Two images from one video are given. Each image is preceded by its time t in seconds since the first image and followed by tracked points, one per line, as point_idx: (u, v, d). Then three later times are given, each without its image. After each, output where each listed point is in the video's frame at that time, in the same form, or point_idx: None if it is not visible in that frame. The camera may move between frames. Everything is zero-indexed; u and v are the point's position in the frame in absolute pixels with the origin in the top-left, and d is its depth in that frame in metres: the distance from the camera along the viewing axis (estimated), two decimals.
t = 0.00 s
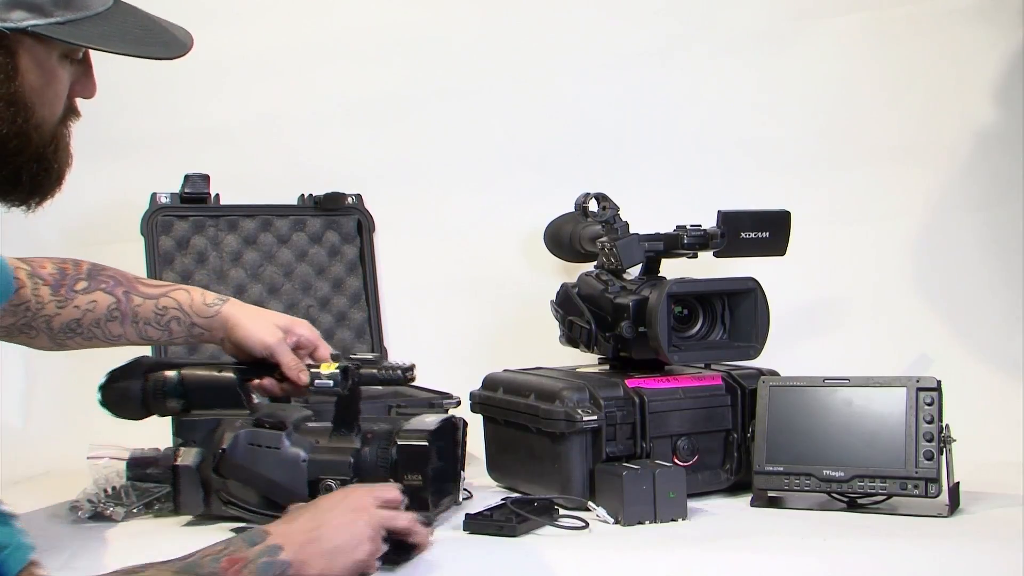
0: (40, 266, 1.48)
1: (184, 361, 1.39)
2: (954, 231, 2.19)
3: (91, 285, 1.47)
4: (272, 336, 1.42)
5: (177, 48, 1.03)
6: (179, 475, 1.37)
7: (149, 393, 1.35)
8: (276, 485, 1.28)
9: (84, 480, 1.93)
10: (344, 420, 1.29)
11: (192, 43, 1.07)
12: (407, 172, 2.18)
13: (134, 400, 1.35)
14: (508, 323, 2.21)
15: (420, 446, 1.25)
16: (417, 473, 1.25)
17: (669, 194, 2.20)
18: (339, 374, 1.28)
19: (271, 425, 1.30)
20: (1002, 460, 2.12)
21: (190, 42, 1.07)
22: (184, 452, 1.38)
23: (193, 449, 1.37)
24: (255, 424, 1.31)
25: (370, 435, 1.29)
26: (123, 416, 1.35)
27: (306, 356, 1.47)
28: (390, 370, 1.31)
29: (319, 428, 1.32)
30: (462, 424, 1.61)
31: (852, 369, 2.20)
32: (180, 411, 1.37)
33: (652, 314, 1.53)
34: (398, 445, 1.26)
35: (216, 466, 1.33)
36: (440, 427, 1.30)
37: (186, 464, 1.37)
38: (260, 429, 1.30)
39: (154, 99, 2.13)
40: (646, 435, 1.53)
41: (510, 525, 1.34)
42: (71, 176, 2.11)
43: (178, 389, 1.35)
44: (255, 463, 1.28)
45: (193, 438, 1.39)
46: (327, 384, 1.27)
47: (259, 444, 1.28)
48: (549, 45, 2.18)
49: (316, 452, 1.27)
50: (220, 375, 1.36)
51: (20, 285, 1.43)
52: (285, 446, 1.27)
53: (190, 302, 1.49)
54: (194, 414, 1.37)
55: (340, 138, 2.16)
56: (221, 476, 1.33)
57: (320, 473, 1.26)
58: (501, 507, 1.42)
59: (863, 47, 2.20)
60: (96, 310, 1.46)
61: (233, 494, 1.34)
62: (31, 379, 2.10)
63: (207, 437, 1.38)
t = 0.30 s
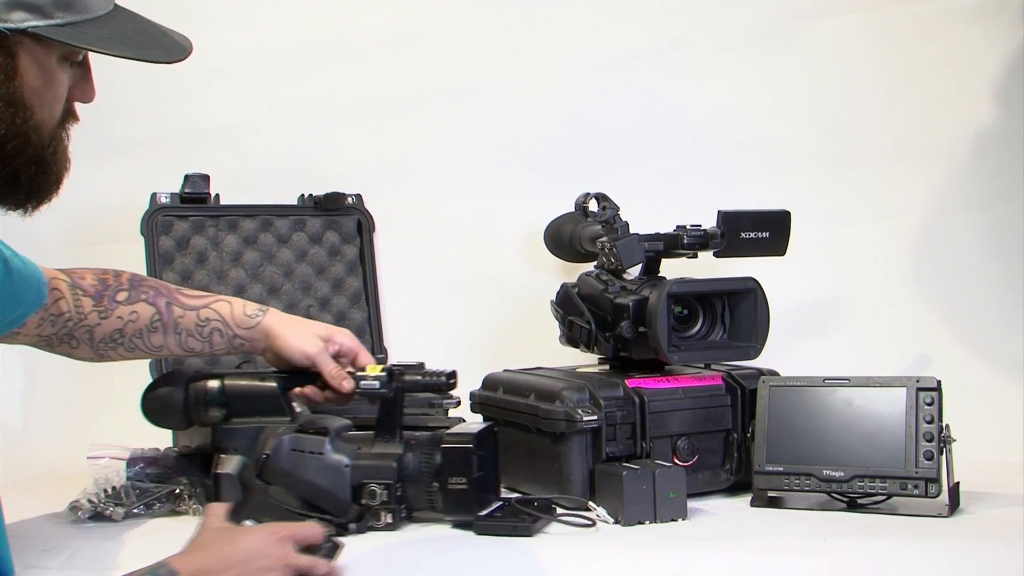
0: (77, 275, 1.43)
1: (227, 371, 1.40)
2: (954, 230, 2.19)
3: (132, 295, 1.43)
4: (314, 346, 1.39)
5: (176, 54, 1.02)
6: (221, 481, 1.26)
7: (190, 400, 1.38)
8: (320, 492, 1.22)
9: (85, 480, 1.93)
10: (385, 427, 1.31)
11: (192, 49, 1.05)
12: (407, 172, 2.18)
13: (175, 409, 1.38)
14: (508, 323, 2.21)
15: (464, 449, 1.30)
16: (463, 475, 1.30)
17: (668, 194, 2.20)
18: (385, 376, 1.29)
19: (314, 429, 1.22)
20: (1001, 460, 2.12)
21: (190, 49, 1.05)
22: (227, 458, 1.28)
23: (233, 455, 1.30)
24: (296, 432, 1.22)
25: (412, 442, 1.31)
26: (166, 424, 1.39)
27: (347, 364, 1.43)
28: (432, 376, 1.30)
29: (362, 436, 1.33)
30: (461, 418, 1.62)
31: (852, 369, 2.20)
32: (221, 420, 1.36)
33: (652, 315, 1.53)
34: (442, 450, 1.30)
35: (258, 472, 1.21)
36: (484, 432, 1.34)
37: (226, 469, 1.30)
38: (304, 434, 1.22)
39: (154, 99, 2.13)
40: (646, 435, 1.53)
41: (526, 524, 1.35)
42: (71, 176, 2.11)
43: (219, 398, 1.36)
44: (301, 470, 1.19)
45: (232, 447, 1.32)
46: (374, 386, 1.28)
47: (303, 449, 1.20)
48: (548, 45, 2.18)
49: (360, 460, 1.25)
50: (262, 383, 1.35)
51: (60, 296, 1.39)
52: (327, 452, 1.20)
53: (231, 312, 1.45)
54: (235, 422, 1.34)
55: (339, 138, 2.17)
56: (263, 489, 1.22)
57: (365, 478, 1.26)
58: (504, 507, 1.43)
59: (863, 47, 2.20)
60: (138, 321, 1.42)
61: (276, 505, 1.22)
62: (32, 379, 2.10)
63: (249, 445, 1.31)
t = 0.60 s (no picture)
0: (80, 282, 1.37)
1: (232, 371, 1.42)
2: (954, 230, 2.19)
3: (139, 300, 1.39)
4: (324, 348, 1.38)
5: (164, 58, 1.03)
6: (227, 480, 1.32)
7: (198, 402, 1.40)
8: (326, 491, 1.34)
9: (85, 479, 1.93)
10: (392, 428, 1.38)
11: (180, 54, 1.05)
12: (407, 173, 2.18)
13: (183, 410, 1.41)
14: (508, 323, 2.21)
15: (467, 450, 1.34)
16: (468, 474, 1.34)
17: (668, 194, 2.20)
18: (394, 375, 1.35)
19: (318, 429, 1.34)
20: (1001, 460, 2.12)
21: (178, 53, 1.05)
22: (233, 458, 1.34)
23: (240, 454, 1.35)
24: (303, 429, 1.34)
25: (419, 443, 1.39)
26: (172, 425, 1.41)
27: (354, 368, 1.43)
28: (438, 376, 1.37)
29: (368, 436, 1.41)
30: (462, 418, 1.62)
31: (851, 369, 2.20)
32: (228, 420, 1.39)
33: (652, 315, 1.53)
34: (445, 452, 1.36)
35: (266, 470, 1.33)
36: (488, 433, 1.38)
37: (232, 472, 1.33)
38: (311, 434, 1.34)
39: (154, 99, 2.13)
40: (646, 435, 1.53)
41: (533, 525, 1.34)
42: (71, 176, 2.11)
43: (227, 398, 1.38)
44: (307, 468, 1.32)
45: (240, 446, 1.37)
46: (382, 383, 1.34)
47: (310, 449, 1.33)
48: (548, 45, 2.18)
49: (364, 458, 1.35)
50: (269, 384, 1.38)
51: (63, 302, 1.34)
52: (334, 451, 1.33)
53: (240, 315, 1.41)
54: (242, 422, 1.38)
55: (339, 138, 2.17)
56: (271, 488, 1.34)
57: (371, 477, 1.35)
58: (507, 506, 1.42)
59: (863, 47, 2.20)
60: (145, 326, 1.37)
61: (280, 498, 1.35)
62: (32, 380, 2.10)
63: (255, 445, 1.36)
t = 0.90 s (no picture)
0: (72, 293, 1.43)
1: (232, 372, 1.43)
2: (955, 230, 2.19)
3: (132, 312, 1.44)
4: (323, 357, 1.41)
5: (136, 66, 1.07)
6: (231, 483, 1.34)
7: (197, 403, 1.39)
8: (335, 491, 1.32)
9: (85, 480, 1.93)
10: (401, 427, 1.39)
11: (150, 64, 1.10)
12: (406, 173, 2.18)
13: (181, 412, 1.40)
14: (508, 323, 2.21)
15: (478, 449, 1.35)
16: (479, 472, 1.35)
17: (668, 194, 2.20)
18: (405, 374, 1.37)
19: (324, 429, 1.34)
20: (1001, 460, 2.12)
21: (149, 63, 1.09)
22: (237, 459, 1.35)
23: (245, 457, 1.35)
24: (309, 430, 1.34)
25: (427, 442, 1.39)
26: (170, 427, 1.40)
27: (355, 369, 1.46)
28: (446, 376, 1.40)
29: (374, 436, 1.41)
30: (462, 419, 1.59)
31: (852, 368, 2.20)
32: (228, 422, 1.40)
33: (652, 315, 1.54)
34: (456, 450, 1.36)
35: (274, 472, 1.33)
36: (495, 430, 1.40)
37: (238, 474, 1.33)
38: (318, 434, 1.33)
39: (154, 99, 2.13)
40: (646, 435, 1.53)
41: (542, 524, 1.34)
42: (71, 175, 2.11)
43: (227, 399, 1.40)
44: (315, 467, 1.31)
45: (243, 447, 1.38)
46: (394, 383, 1.36)
47: (317, 449, 1.31)
48: (547, 45, 2.18)
49: (372, 458, 1.35)
50: (272, 386, 1.40)
51: (53, 314, 1.39)
52: (342, 452, 1.32)
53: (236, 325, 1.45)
54: (244, 424, 1.39)
55: (339, 139, 2.17)
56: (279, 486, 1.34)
57: (381, 477, 1.34)
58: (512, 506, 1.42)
59: (863, 47, 2.20)
60: (138, 337, 1.42)
61: (291, 500, 1.34)
62: (32, 380, 2.10)
63: (260, 446, 1.37)
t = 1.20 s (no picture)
0: None
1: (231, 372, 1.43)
2: (955, 230, 2.19)
3: None
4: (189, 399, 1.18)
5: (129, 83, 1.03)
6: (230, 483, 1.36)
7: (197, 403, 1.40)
8: (336, 491, 1.32)
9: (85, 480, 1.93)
10: (400, 427, 1.39)
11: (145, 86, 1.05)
12: (407, 173, 2.18)
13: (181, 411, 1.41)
14: (508, 323, 2.21)
15: (479, 448, 1.35)
16: (479, 472, 1.35)
17: (668, 194, 2.20)
18: (405, 374, 1.38)
19: (325, 429, 1.34)
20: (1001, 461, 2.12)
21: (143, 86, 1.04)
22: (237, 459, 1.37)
23: (245, 456, 1.37)
24: (310, 430, 1.34)
25: (427, 441, 1.39)
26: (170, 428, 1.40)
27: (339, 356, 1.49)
28: (446, 377, 1.40)
29: (374, 437, 1.41)
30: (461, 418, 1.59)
31: (852, 368, 2.20)
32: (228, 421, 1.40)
33: (652, 315, 1.54)
34: (456, 450, 1.36)
35: (274, 471, 1.33)
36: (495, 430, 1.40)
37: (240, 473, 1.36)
38: (318, 434, 1.34)
39: (154, 100, 2.13)
40: (646, 435, 1.53)
41: (542, 524, 1.35)
42: (72, 174, 2.11)
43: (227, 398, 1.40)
44: (315, 468, 1.31)
45: (245, 447, 1.37)
46: (395, 383, 1.36)
47: (319, 449, 1.32)
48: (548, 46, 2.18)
49: (372, 458, 1.35)
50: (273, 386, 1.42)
51: None
52: (342, 452, 1.32)
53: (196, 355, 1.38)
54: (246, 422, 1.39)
55: (339, 139, 2.17)
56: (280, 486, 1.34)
57: (380, 477, 1.35)
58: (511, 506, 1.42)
59: (863, 47, 2.20)
60: None
61: (291, 500, 1.34)
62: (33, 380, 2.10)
63: (260, 446, 1.37)
